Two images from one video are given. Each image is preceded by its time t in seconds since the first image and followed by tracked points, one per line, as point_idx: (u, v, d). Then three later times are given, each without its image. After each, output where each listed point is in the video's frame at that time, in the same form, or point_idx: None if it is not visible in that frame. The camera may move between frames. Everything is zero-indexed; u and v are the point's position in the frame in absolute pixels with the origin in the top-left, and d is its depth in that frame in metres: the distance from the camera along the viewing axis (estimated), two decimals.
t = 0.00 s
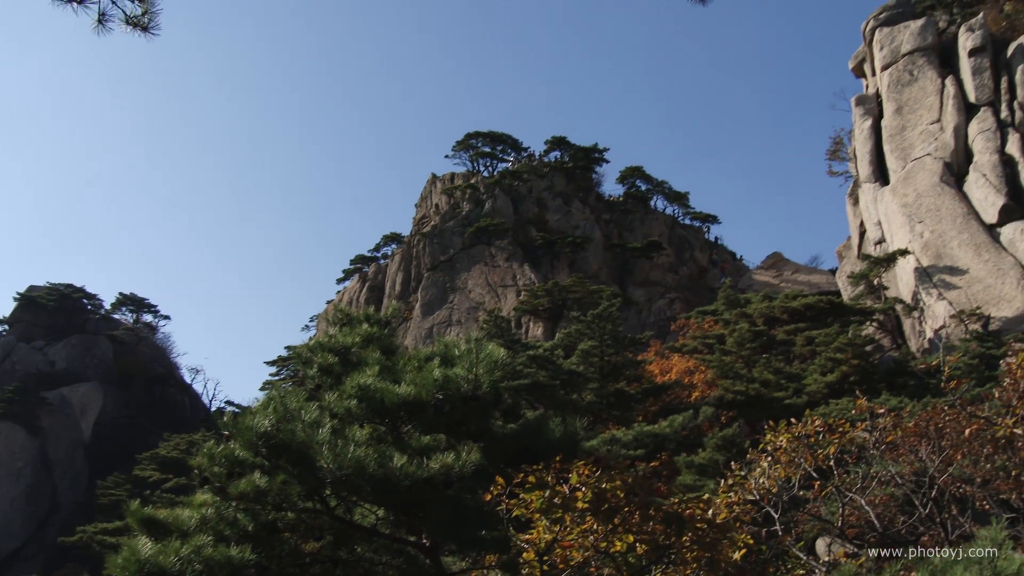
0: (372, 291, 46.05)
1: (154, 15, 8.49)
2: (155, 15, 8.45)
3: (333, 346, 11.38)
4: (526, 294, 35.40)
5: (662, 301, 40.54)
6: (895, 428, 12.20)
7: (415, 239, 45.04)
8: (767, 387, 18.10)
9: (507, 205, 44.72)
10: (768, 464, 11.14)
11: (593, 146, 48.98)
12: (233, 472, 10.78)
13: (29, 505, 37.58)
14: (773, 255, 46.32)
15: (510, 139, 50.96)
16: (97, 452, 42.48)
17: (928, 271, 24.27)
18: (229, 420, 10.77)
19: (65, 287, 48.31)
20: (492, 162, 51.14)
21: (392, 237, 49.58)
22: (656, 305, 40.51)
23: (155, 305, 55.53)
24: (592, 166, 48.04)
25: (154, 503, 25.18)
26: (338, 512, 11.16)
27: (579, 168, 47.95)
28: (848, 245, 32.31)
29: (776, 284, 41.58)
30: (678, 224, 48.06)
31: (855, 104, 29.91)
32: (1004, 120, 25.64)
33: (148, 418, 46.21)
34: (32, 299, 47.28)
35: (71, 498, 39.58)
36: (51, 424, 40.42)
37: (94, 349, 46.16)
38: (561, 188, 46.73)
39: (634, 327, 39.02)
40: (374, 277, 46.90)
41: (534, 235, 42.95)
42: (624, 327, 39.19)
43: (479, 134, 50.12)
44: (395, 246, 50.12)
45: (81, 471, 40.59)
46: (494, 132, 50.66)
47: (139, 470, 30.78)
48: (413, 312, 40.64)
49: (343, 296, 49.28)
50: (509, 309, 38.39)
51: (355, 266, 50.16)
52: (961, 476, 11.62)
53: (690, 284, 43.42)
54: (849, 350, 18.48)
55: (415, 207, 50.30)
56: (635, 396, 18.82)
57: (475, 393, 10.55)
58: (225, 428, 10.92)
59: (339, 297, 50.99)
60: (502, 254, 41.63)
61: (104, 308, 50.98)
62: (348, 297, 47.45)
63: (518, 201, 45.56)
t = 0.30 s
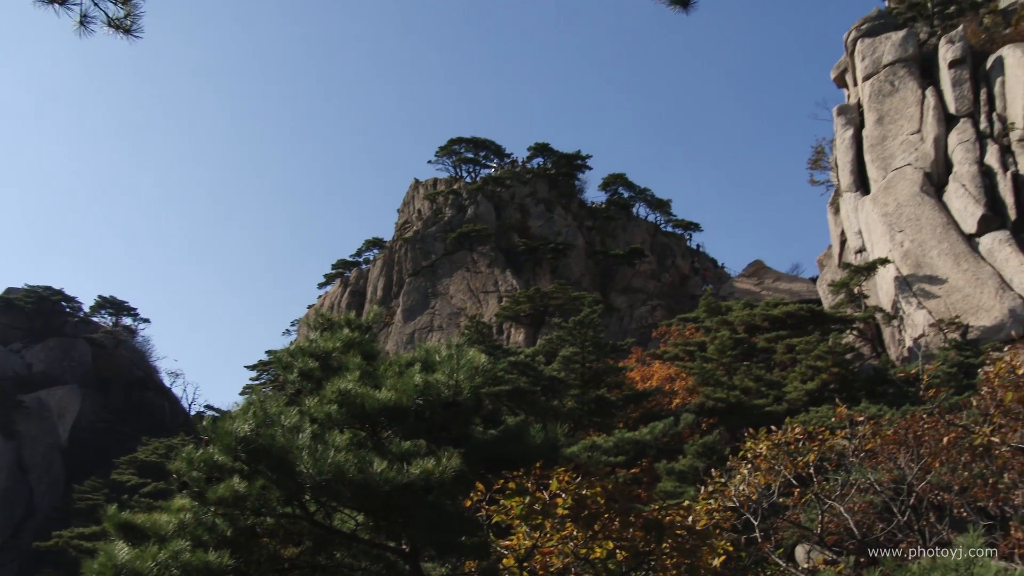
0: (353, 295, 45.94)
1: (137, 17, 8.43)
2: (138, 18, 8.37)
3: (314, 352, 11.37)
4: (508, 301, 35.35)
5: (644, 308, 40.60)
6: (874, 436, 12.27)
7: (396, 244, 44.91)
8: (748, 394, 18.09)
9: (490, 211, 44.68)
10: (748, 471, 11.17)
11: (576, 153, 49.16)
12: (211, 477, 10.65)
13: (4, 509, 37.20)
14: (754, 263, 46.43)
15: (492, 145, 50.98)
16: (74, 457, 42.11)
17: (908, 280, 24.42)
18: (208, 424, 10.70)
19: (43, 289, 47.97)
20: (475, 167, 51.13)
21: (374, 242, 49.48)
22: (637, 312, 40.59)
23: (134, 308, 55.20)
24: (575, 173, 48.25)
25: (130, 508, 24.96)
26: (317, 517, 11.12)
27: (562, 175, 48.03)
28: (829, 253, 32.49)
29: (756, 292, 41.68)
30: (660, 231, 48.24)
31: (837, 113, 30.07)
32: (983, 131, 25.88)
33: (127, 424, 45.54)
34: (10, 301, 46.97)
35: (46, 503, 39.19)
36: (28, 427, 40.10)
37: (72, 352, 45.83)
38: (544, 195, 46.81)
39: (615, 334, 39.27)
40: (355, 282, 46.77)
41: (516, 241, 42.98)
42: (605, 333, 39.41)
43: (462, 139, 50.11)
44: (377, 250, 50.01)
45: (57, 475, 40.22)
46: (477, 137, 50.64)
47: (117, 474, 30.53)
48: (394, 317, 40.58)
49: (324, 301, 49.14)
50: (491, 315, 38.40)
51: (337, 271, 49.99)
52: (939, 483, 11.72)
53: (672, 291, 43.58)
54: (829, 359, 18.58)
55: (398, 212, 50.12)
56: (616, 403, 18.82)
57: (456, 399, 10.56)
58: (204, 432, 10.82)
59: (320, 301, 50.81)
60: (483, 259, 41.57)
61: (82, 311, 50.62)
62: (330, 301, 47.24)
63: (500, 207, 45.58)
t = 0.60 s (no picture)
0: (338, 298, 45.83)
1: (122, 17, 8.40)
2: (122, 18, 8.36)
3: (297, 354, 11.34)
4: (492, 305, 35.29)
5: (629, 312, 40.33)
6: (856, 441, 12.31)
7: (381, 247, 44.79)
8: (732, 400, 18.14)
9: (475, 214, 44.62)
10: (731, 476, 11.16)
11: (562, 157, 49.25)
12: (193, 480, 10.57)
13: None
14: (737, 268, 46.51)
15: (478, 148, 50.97)
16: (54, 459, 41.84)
17: (891, 286, 24.53)
18: (190, 427, 10.63)
19: (24, 290, 47.70)
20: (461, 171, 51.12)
21: (358, 244, 49.39)
22: (622, 316, 40.40)
23: (117, 310, 54.92)
24: (561, 177, 48.40)
25: (111, 511, 24.80)
26: (300, 520, 11.05)
27: (547, 179, 48.29)
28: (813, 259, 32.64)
29: (741, 298, 41.75)
30: (645, 236, 48.35)
31: (821, 120, 30.18)
32: (966, 139, 26.09)
33: (108, 425, 45.54)
34: None
35: (26, 505, 38.89)
36: (7, 429, 39.84)
37: (53, 354, 45.56)
38: (529, 199, 46.84)
39: (599, 338, 39.19)
40: (340, 285, 46.69)
41: (501, 245, 42.91)
42: (589, 338, 39.49)
43: (447, 143, 50.09)
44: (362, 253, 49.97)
45: (37, 477, 39.94)
46: (462, 141, 50.62)
47: (98, 477, 30.34)
48: (378, 321, 40.47)
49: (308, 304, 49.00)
50: (475, 319, 38.37)
51: (321, 273, 49.86)
52: (921, 489, 11.76)
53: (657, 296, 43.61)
54: (812, 364, 18.64)
55: (383, 215, 50.02)
56: (599, 408, 18.83)
57: (439, 402, 10.53)
58: (187, 434, 10.76)
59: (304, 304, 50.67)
60: (468, 263, 41.52)
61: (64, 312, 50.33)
62: (314, 304, 47.08)
63: (485, 211, 45.61)
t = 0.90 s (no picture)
0: (322, 305, 45.74)
1: (107, 21, 8.40)
2: (107, 23, 8.33)
3: (281, 361, 11.31)
4: (477, 312, 35.26)
5: (613, 321, 40.66)
6: (839, 451, 12.34)
7: (366, 254, 44.70)
8: (717, 410, 18.24)
9: (460, 222, 44.63)
10: (715, 486, 11.17)
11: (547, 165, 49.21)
12: (175, 487, 10.44)
13: None
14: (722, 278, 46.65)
15: (464, 156, 50.98)
16: (34, 465, 41.58)
17: (874, 296, 24.63)
18: (173, 434, 10.56)
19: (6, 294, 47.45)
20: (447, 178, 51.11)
21: (344, 251, 49.28)
22: (606, 325, 40.65)
23: (100, 315, 54.64)
24: (547, 186, 48.37)
25: (90, 519, 24.58)
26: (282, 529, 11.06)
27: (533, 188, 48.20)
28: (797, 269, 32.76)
29: (726, 307, 41.87)
30: (630, 245, 48.47)
31: (806, 130, 30.33)
32: (949, 151, 26.31)
33: (89, 431, 44.93)
34: None
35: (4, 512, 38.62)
36: None
37: (35, 359, 45.32)
38: (514, 208, 46.91)
39: (584, 346, 39.27)
40: (324, 292, 46.61)
41: (487, 253, 42.91)
42: (574, 346, 39.51)
43: (433, 150, 50.09)
44: (346, 260, 49.84)
45: (16, 484, 39.67)
46: (448, 148, 50.62)
47: (79, 483, 30.02)
48: (363, 328, 40.43)
49: (292, 310, 48.85)
50: (459, 326, 38.35)
51: (306, 280, 49.67)
52: (903, 499, 11.80)
53: (642, 305, 43.67)
54: (796, 374, 18.70)
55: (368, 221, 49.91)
56: (584, 416, 18.83)
57: (424, 410, 10.52)
58: (169, 442, 10.68)
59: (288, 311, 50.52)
60: (454, 271, 41.54)
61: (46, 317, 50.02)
62: (298, 310, 46.93)
63: (470, 218, 45.64)
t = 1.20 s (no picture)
0: (307, 310, 45.67)
1: (94, 23, 8.37)
2: (93, 23, 8.32)
3: (266, 365, 11.28)
4: (462, 318, 35.29)
5: (598, 327, 40.83)
6: (823, 458, 12.37)
7: (352, 259, 44.71)
8: (701, 416, 18.30)
9: (446, 227, 44.67)
10: (699, 492, 11.17)
11: (534, 171, 49.17)
12: (158, 491, 10.42)
13: None
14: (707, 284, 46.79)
15: (450, 161, 50.96)
16: (14, 469, 41.30)
17: (859, 304, 24.76)
18: (156, 438, 10.51)
19: None
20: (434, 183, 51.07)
21: (329, 256, 49.15)
22: (592, 331, 40.75)
23: (83, 318, 54.34)
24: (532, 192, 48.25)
25: (71, 524, 24.37)
26: (265, 534, 10.95)
27: (518, 194, 48.08)
28: (782, 276, 32.87)
29: (711, 313, 41.97)
30: (616, 252, 48.53)
31: (792, 138, 30.45)
32: (934, 160, 26.46)
33: (71, 435, 44.58)
34: None
35: None
36: None
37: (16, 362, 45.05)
38: (501, 213, 46.90)
39: (569, 352, 39.31)
40: (309, 296, 46.51)
41: (472, 258, 42.92)
42: (560, 352, 39.51)
43: (419, 155, 50.06)
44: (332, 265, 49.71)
45: None
46: (434, 153, 50.59)
47: (60, 487, 29.84)
48: (348, 333, 40.38)
49: (277, 314, 48.68)
50: (445, 332, 38.31)
51: (291, 284, 49.56)
52: (887, 506, 11.84)
53: (627, 311, 43.68)
54: (781, 381, 18.74)
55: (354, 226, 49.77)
56: (568, 422, 18.84)
57: (408, 416, 10.49)
58: (151, 446, 10.61)
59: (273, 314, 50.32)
60: (439, 276, 41.51)
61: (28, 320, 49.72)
62: (283, 315, 46.82)
63: (456, 224, 45.59)
